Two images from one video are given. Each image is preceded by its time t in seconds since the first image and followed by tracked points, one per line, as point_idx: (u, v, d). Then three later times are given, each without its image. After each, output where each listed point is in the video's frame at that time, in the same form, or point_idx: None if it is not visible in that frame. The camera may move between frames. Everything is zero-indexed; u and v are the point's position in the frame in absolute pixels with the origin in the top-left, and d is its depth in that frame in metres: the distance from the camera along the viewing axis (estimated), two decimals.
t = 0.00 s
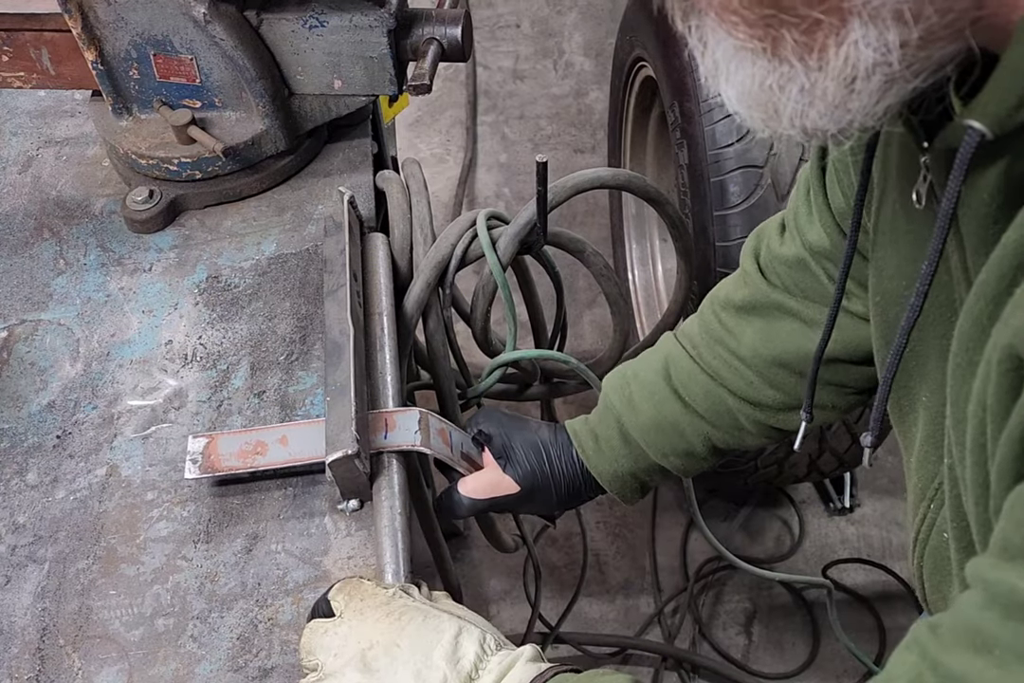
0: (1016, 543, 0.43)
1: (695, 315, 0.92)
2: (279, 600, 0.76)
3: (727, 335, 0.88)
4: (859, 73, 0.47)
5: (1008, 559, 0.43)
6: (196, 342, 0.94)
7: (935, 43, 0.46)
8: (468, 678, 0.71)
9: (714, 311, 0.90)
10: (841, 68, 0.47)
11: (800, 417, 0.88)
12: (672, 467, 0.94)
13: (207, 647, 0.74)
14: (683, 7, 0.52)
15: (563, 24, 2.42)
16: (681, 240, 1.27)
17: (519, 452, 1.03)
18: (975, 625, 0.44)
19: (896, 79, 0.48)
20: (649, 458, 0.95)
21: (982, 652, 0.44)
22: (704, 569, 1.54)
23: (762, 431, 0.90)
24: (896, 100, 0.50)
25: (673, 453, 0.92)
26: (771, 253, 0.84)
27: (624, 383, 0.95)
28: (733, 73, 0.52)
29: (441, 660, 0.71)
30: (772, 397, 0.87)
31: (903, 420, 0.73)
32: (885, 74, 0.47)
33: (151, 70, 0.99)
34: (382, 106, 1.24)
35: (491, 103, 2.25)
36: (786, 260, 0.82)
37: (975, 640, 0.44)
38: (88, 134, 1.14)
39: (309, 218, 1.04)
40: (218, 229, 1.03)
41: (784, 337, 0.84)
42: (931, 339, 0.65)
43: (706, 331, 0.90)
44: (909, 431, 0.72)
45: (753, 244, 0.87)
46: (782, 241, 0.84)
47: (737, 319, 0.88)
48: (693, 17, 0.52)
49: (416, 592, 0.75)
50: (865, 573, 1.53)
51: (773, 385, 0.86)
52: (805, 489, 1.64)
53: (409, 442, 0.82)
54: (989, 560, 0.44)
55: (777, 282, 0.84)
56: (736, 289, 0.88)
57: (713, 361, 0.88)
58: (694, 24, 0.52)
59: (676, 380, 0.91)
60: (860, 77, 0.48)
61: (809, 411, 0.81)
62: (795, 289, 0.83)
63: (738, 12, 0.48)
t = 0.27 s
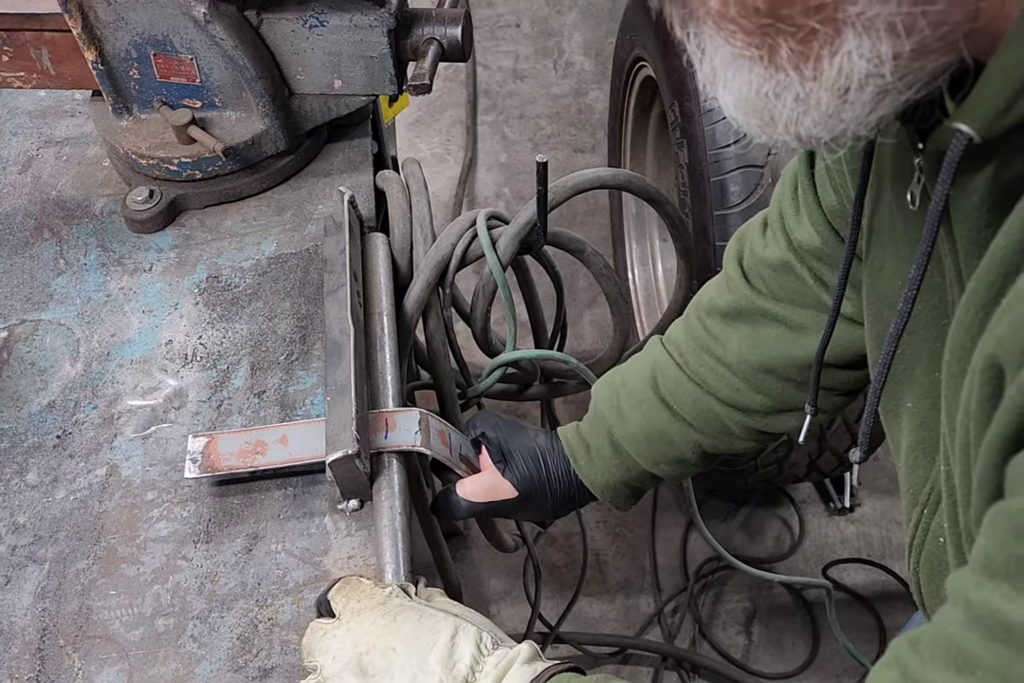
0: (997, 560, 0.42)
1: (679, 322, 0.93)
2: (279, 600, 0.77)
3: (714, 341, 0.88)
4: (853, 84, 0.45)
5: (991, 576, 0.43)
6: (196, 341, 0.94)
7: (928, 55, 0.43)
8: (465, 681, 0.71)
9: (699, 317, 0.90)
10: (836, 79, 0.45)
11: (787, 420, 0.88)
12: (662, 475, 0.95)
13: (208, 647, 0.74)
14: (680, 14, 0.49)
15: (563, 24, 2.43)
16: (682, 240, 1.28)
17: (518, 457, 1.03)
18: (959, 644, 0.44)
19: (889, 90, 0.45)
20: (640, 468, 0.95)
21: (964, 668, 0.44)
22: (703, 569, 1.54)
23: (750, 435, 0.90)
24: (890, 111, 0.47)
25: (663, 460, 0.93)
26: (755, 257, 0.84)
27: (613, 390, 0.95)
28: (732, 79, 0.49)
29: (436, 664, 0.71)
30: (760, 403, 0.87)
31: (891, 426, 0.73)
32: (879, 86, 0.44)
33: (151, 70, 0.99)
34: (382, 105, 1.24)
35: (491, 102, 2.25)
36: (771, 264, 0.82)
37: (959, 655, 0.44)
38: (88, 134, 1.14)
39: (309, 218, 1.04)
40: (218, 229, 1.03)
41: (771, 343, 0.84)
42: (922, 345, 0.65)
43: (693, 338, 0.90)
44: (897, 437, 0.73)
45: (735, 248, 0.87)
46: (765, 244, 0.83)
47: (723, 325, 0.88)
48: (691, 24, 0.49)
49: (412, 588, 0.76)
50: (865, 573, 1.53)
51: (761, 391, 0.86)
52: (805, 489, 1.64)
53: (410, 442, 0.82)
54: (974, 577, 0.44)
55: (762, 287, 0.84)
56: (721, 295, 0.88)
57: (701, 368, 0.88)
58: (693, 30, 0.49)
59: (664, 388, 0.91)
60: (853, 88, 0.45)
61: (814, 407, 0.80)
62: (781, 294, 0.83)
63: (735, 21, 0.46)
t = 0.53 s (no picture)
0: (952, 608, 0.45)
1: (661, 343, 0.94)
2: (279, 600, 0.77)
3: (698, 361, 0.89)
4: (810, 131, 0.50)
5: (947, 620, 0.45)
6: (196, 341, 0.94)
7: (886, 106, 0.49)
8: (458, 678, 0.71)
9: (682, 338, 0.91)
10: (795, 125, 0.50)
11: (768, 441, 0.89)
12: (647, 492, 0.95)
13: (207, 647, 0.74)
14: (655, 57, 0.53)
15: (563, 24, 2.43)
16: (682, 240, 1.28)
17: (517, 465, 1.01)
18: None
19: (846, 139, 0.51)
20: (623, 487, 0.96)
21: None
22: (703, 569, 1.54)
23: (733, 455, 0.91)
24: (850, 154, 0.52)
25: (648, 478, 0.94)
26: (737, 279, 0.85)
27: (598, 410, 0.96)
28: (703, 118, 0.54)
29: (430, 660, 0.71)
30: (742, 423, 0.88)
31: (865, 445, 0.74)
32: (835, 132, 0.50)
33: (151, 70, 0.99)
34: (382, 106, 1.24)
35: (491, 103, 2.25)
36: (753, 287, 0.84)
37: None
38: (88, 133, 1.14)
39: (309, 218, 1.04)
40: (218, 229, 1.03)
41: (752, 364, 0.85)
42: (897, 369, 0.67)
43: (675, 358, 0.91)
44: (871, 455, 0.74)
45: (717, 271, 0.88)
46: (746, 265, 0.85)
47: (705, 346, 0.89)
48: (665, 68, 0.54)
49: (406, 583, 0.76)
50: (865, 573, 1.53)
51: (743, 412, 0.87)
52: (805, 489, 1.63)
53: (410, 442, 0.82)
54: (934, 621, 0.46)
55: (743, 309, 0.86)
56: (703, 317, 0.89)
57: (685, 388, 0.89)
58: (666, 73, 0.54)
59: (647, 408, 0.92)
60: (811, 136, 0.51)
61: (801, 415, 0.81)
62: (762, 316, 0.84)
63: (704, 67, 0.50)
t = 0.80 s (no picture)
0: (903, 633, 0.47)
1: (654, 357, 0.96)
2: (280, 600, 0.76)
3: (691, 378, 0.91)
4: (763, 159, 0.53)
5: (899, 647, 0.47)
6: (196, 341, 0.94)
7: (836, 137, 0.52)
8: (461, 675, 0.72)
9: (675, 353, 0.93)
10: (751, 153, 0.53)
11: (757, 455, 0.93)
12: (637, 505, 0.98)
13: (208, 647, 0.74)
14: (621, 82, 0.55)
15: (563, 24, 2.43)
16: (682, 240, 1.28)
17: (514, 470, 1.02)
18: None
19: (797, 166, 0.54)
20: (614, 498, 0.99)
21: None
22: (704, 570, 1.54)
23: (721, 469, 0.94)
24: (800, 179, 0.56)
25: (638, 492, 0.97)
26: (730, 298, 0.87)
27: (590, 422, 0.99)
28: (666, 141, 0.56)
29: (432, 658, 0.72)
30: (732, 439, 0.91)
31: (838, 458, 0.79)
32: (786, 160, 0.53)
33: (151, 70, 0.99)
34: (382, 106, 1.24)
35: (491, 103, 2.25)
36: (745, 306, 0.86)
37: None
38: (88, 133, 1.14)
39: (309, 218, 1.04)
40: (218, 229, 1.03)
41: (742, 383, 0.88)
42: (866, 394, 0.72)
43: (668, 373, 0.93)
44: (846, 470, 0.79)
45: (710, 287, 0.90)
46: (739, 284, 0.87)
47: (699, 362, 0.91)
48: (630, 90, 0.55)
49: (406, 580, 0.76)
50: (865, 573, 1.53)
51: (733, 428, 0.90)
52: (805, 489, 1.63)
53: (409, 444, 0.82)
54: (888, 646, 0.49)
55: (736, 328, 0.88)
56: (696, 333, 0.91)
57: (677, 404, 0.92)
58: (633, 97, 0.55)
59: (640, 423, 0.95)
60: (763, 163, 0.53)
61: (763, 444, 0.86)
62: (754, 335, 0.87)
63: (665, 96, 0.52)
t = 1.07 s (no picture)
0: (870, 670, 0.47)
1: (633, 377, 0.99)
2: (279, 600, 0.76)
3: (669, 400, 0.95)
4: (713, 201, 0.60)
5: None
6: (195, 342, 0.94)
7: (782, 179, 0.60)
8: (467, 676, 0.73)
9: (654, 375, 0.96)
10: (700, 193, 0.60)
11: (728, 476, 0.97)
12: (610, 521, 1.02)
13: (207, 647, 0.74)
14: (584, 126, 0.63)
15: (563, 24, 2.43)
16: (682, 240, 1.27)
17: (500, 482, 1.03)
18: None
19: (746, 207, 0.61)
20: (588, 513, 1.03)
21: None
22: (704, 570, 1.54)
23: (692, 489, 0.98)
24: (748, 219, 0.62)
25: (613, 508, 1.00)
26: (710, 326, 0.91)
27: (568, 438, 1.02)
28: (625, 182, 0.63)
29: (438, 659, 0.73)
30: (706, 460, 0.95)
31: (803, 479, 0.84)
32: (735, 201, 0.60)
33: (151, 70, 0.99)
34: (382, 105, 1.24)
35: (491, 103, 2.25)
36: (726, 336, 0.90)
37: None
38: (88, 133, 1.14)
39: (309, 218, 1.04)
40: (218, 229, 1.03)
41: (716, 406, 0.92)
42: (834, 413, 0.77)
43: (646, 393, 0.97)
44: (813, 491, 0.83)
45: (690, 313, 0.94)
46: (719, 314, 0.91)
47: (676, 385, 0.95)
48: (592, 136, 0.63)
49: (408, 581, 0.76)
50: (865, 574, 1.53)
51: (707, 450, 0.94)
52: (805, 490, 1.63)
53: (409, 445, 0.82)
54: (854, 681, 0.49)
55: (714, 355, 0.92)
56: (676, 358, 0.94)
57: (655, 425, 0.96)
58: (593, 140, 0.63)
59: (618, 441, 0.98)
60: (712, 205, 0.60)
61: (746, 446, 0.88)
62: (732, 363, 0.90)
63: (622, 138, 0.59)
